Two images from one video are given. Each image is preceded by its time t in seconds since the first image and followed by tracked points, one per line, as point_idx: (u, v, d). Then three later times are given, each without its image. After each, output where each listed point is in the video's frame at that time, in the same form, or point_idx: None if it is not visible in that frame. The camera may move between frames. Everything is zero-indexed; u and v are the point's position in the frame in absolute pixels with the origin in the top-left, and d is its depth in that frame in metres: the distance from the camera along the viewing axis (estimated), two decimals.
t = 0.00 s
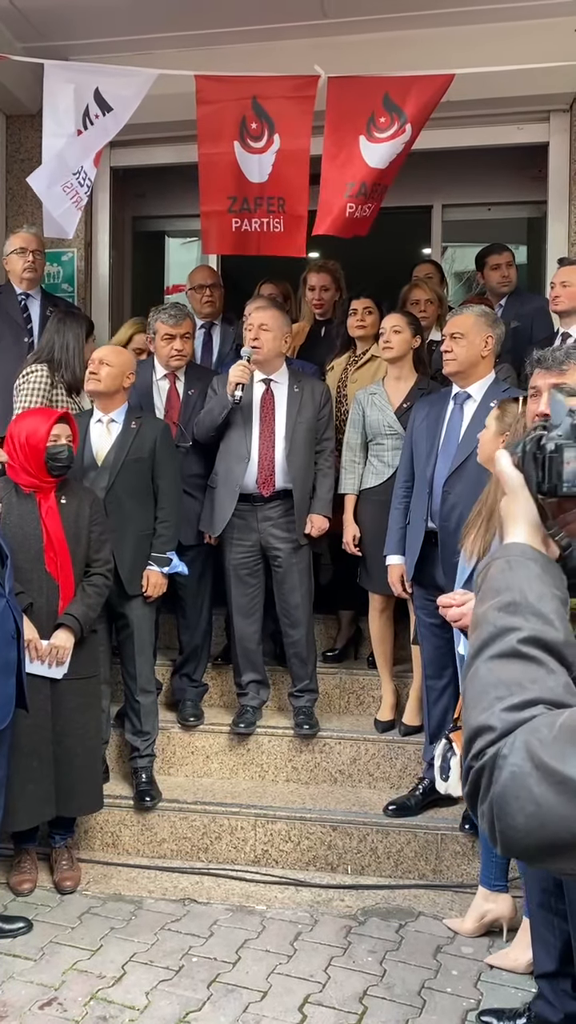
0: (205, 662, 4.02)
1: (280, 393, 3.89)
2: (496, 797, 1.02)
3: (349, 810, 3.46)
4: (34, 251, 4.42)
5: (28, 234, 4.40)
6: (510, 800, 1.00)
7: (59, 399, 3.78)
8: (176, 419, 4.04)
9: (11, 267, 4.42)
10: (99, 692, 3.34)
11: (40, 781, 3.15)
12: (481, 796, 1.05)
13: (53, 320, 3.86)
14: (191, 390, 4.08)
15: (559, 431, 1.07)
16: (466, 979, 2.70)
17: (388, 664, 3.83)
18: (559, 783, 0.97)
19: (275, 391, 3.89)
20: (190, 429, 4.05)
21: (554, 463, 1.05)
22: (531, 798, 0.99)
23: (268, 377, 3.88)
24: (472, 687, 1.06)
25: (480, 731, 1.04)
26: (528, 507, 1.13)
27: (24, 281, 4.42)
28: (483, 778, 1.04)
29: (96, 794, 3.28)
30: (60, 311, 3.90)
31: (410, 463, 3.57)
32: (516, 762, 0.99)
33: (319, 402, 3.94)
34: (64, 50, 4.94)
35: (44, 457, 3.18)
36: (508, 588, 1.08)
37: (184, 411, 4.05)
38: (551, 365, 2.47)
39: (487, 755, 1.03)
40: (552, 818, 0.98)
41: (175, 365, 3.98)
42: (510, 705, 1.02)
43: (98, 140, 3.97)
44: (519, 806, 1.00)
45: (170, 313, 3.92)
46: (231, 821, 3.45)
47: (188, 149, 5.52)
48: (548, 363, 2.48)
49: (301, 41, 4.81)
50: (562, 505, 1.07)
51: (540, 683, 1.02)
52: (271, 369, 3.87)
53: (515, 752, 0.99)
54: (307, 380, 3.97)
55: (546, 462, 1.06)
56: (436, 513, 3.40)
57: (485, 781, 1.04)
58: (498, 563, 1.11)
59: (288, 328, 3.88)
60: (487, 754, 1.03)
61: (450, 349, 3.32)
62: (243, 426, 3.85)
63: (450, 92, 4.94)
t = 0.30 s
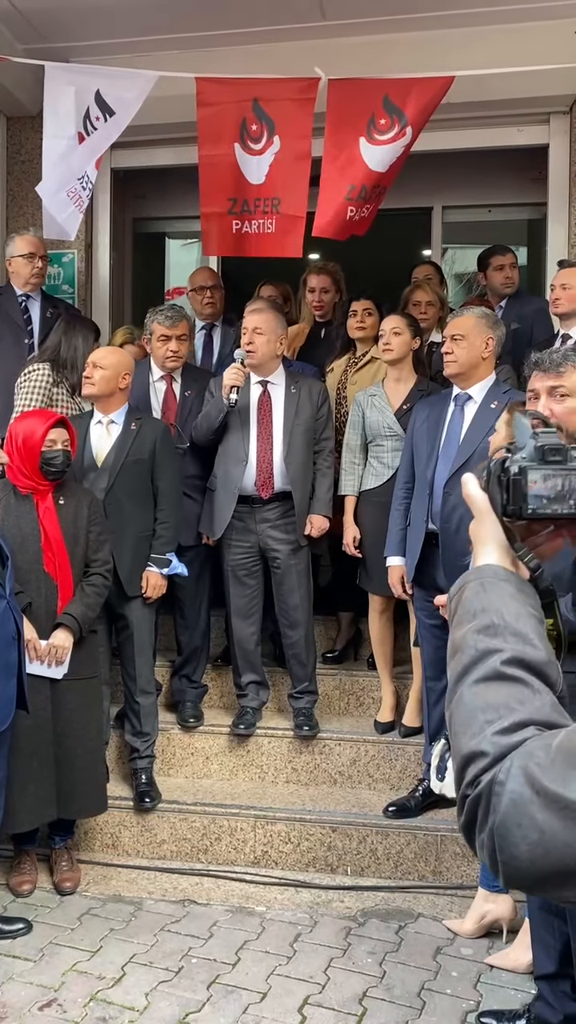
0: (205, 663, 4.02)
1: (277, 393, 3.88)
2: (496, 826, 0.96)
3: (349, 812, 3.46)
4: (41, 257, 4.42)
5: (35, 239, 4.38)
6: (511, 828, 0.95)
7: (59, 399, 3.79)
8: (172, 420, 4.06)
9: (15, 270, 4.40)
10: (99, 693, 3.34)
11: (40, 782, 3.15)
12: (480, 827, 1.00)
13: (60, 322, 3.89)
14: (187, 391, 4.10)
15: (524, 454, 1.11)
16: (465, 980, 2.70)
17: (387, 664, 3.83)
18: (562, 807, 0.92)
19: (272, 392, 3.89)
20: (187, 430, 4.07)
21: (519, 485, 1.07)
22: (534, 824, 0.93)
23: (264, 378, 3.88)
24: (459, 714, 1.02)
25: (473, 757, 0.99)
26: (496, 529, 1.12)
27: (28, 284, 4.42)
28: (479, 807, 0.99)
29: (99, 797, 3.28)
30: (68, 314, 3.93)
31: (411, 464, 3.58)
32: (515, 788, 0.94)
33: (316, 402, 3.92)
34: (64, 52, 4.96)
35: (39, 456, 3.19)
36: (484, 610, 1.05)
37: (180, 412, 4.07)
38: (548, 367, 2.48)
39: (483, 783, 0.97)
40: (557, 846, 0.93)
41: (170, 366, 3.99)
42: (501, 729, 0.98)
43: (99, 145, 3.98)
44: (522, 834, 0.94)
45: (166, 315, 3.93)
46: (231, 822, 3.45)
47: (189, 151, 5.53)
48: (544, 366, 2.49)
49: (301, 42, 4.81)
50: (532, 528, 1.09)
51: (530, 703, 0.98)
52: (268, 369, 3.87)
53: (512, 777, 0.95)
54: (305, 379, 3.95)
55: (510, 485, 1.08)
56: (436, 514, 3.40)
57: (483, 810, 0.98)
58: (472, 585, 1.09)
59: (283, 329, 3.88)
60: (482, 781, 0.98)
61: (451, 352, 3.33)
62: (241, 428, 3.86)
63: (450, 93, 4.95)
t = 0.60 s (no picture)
0: (204, 664, 4.02)
1: (275, 394, 3.88)
2: (499, 852, 0.96)
3: (349, 812, 3.46)
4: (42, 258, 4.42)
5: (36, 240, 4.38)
6: (513, 852, 0.94)
7: (58, 399, 3.80)
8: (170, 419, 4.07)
9: (15, 270, 4.41)
10: (100, 694, 3.34)
11: (40, 782, 3.15)
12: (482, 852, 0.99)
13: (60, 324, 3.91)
14: (184, 391, 4.11)
15: (502, 478, 1.16)
16: (466, 981, 2.70)
17: (387, 664, 3.83)
18: (563, 829, 0.91)
19: (270, 392, 3.88)
20: (183, 430, 4.08)
21: (497, 507, 1.12)
22: (536, 848, 0.93)
23: (262, 378, 3.88)
24: (453, 738, 1.02)
25: (471, 781, 0.98)
26: (478, 553, 1.15)
27: (29, 285, 4.43)
28: (479, 833, 0.98)
29: (100, 798, 3.28)
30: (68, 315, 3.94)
31: (412, 465, 3.58)
32: (515, 811, 0.94)
33: (315, 402, 3.91)
34: (65, 52, 4.96)
35: (36, 456, 3.19)
36: (471, 632, 1.06)
37: (177, 412, 4.08)
38: (547, 369, 2.48)
39: (483, 807, 0.97)
40: (559, 869, 0.92)
41: (162, 363, 3.98)
42: (497, 750, 0.98)
43: (100, 146, 3.98)
44: (524, 858, 0.93)
45: (161, 312, 3.91)
46: (232, 823, 3.45)
47: (190, 151, 5.53)
48: (541, 370, 2.50)
49: (303, 43, 4.81)
50: (512, 552, 1.15)
51: (523, 723, 0.98)
52: (266, 369, 3.86)
53: (511, 799, 0.94)
54: (303, 379, 3.95)
55: (488, 507, 1.13)
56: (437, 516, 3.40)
57: (484, 835, 0.98)
58: (457, 608, 1.10)
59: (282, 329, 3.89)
60: (483, 806, 0.97)
61: (452, 353, 3.34)
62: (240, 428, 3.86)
63: (451, 95, 4.95)
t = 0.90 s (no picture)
0: (205, 664, 4.02)
1: (279, 393, 3.87)
2: (521, 910, 0.94)
3: (350, 813, 3.46)
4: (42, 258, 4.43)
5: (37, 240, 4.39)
6: (535, 908, 0.92)
7: (57, 399, 3.80)
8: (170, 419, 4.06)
9: (15, 271, 4.41)
10: (100, 694, 3.34)
11: (40, 783, 3.15)
12: (504, 913, 0.97)
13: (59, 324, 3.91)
14: (185, 391, 4.10)
15: (470, 544, 1.12)
16: (466, 981, 2.70)
17: (388, 663, 3.83)
18: None
19: (274, 392, 3.88)
20: (184, 430, 4.07)
21: (464, 571, 1.08)
22: (559, 901, 0.91)
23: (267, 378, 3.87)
24: (454, 798, 1.00)
25: (482, 839, 0.96)
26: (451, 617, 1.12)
27: (29, 285, 4.43)
28: (498, 892, 0.96)
29: (100, 799, 3.28)
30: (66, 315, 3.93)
31: (413, 466, 3.58)
32: (534, 864, 0.92)
33: (319, 402, 3.90)
34: (66, 53, 4.97)
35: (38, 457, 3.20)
36: (453, 692, 1.05)
37: (177, 412, 4.07)
38: (544, 369, 2.46)
39: (497, 865, 0.95)
40: None
41: (161, 361, 3.98)
42: (502, 802, 0.96)
43: (100, 146, 3.98)
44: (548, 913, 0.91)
45: (162, 312, 3.93)
46: (233, 823, 3.45)
47: (191, 151, 5.53)
48: (540, 369, 2.47)
49: (304, 43, 4.82)
50: (485, 617, 1.11)
51: (518, 770, 0.98)
52: (272, 369, 3.86)
53: (527, 852, 0.93)
54: (308, 379, 3.94)
55: (455, 573, 1.09)
56: (439, 517, 3.40)
57: (504, 894, 0.96)
58: (436, 669, 1.09)
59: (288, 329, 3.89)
60: (497, 863, 0.95)
61: (454, 352, 3.34)
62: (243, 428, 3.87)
63: (453, 95, 4.95)
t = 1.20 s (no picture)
0: (206, 664, 4.02)
1: (288, 392, 3.87)
2: (529, 935, 0.85)
3: (351, 813, 3.45)
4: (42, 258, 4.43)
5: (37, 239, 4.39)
6: (546, 933, 0.84)
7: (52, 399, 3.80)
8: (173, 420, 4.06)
9: (15, 270, 4.42)
10: (101, 694, 3.33)
11: (41, 783, 3.15)
12: (508, 946, 0.88)
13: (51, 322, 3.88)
14: (188, 391, 4.10)
15: (419, 583, 1.09)
16: (467, 982, 2.70)
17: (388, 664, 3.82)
18: None
19: (283, 391, 3.88)
20: (188, 430, 4.08)
21: (409, 613, 1.05)
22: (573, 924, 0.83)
23: (278, 378, 3.88)
24: (437, 828, 0.92)
25: (477, 864, 0.89)
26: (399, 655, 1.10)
27: (29, 285, 4.43)
28: (499, 922, 0.88)
29: (101, 799, 3.27)
30: (59, 313, 3.91)
31: (414, 465, 3.56)
32: (541, 883, 0.85)
33: (329, 403, 3.86)
34: (67, 53, 4.97)
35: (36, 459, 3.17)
36: (415, 725, 1.01)
37: (181, 412, 4.07)
38: (546, 369, 2.46)
39: (496, 889, 0.87)
40: None
41: (165, 361, 3.98)
42: (492, 822, 0.90)
43: (100, 144, 3.98)
44: (559, 936, 0.83)
45: (167, 312, 3.94)
46: (234, 823, 3.45)
47: (192, 151, 5.53)
48: (540, 369, 2.48)
49: (305, 43, 4.82)
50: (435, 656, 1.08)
51: (498, 791, 0.93)
52: (282, 369, 3.87)
53: (532, 872, 0.85)
54: (320, 380, 3.92)
55: (400, 613, 1.05)
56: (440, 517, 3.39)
57: (507, 924, 0.87)
58: (393, 708, 1.05)
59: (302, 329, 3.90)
60: (496, 888, 0.87)
61: (457, 352, 3.34)
62: (249, 428, 3.88)
63: (454, 95, 4.95)
